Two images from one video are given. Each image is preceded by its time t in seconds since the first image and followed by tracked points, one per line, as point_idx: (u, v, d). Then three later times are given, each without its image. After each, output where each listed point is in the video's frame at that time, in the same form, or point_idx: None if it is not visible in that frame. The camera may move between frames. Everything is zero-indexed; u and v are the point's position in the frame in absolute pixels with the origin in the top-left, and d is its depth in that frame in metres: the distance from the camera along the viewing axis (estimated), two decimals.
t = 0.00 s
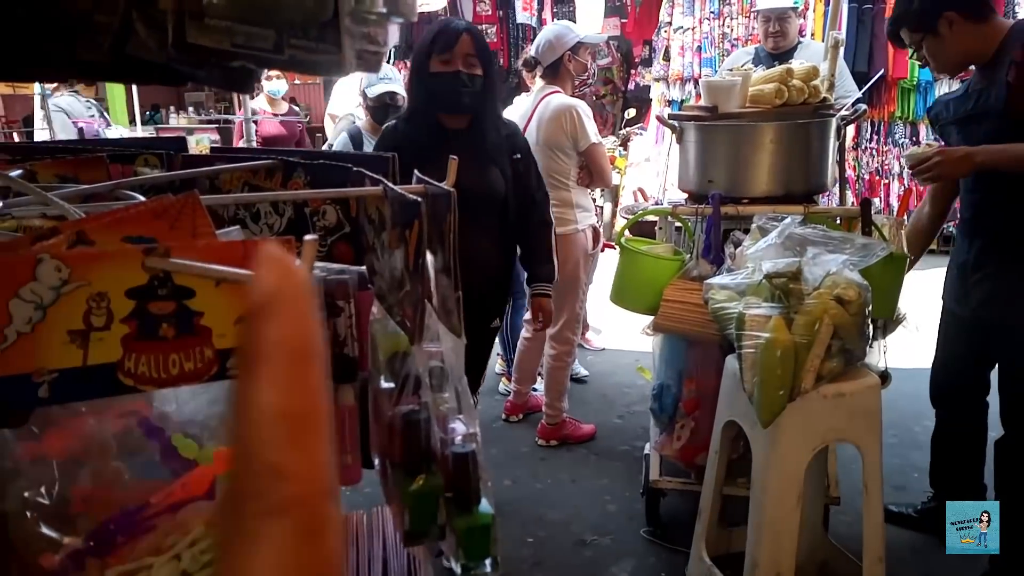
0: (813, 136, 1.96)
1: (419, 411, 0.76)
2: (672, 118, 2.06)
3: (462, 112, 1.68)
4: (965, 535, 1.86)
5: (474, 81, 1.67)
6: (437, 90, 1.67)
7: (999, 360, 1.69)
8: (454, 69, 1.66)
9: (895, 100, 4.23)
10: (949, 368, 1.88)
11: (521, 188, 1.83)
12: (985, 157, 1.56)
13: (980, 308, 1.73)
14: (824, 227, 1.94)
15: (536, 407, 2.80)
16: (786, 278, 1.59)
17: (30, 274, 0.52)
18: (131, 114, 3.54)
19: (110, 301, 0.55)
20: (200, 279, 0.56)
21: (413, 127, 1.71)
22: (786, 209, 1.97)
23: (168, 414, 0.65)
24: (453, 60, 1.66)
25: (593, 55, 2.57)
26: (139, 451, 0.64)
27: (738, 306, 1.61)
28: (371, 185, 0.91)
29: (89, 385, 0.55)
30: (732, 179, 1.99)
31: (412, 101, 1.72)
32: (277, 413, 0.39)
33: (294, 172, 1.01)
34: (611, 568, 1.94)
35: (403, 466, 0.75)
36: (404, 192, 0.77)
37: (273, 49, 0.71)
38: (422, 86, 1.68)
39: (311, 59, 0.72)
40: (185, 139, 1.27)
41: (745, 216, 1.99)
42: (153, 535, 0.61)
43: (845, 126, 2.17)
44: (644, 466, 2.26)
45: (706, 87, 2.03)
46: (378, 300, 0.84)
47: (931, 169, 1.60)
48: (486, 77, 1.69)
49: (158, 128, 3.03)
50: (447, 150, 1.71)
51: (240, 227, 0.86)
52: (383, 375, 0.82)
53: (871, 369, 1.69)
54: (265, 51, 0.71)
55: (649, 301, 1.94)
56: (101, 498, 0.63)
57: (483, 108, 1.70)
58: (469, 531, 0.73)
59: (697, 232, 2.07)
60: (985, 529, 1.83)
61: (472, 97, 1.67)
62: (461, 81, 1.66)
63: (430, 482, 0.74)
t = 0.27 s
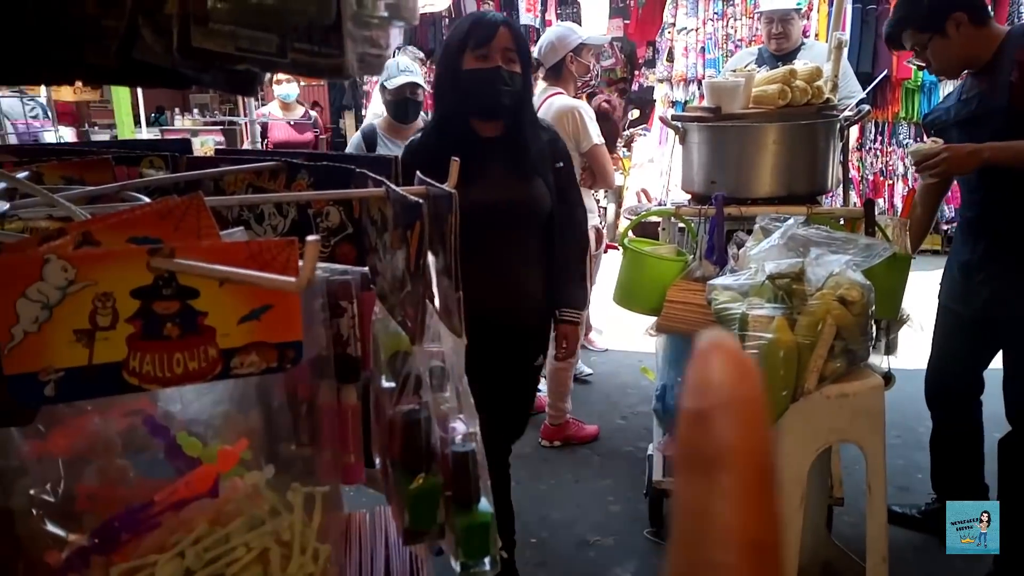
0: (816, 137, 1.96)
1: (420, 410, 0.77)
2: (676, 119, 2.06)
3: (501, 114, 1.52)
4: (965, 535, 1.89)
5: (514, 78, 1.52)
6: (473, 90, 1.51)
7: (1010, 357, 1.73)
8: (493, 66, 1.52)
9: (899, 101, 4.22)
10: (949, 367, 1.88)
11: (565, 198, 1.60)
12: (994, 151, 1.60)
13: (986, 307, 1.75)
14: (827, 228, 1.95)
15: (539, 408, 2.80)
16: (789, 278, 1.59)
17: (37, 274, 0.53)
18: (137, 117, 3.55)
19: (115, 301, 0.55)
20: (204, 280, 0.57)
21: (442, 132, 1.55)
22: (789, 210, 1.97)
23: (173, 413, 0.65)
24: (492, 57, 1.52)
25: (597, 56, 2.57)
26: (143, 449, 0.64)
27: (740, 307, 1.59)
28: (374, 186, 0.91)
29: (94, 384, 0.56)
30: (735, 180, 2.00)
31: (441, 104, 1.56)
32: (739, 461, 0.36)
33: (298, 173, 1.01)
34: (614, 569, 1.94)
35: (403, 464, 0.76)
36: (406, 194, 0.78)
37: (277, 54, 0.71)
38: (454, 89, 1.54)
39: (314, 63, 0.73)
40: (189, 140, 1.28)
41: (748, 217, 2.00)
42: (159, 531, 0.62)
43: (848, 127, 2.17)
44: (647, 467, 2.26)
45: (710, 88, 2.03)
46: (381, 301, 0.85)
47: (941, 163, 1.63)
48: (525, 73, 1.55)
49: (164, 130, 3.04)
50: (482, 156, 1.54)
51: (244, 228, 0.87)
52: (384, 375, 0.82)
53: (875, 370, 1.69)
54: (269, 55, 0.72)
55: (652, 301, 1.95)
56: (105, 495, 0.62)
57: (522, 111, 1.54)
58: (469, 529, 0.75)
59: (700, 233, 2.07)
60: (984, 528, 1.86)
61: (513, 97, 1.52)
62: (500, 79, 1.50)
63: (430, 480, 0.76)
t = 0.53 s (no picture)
0: (815, 137, 1.96)
1: (417, 408, 0.77)
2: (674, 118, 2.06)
3: (559, 105, 1.47)
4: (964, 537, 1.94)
5: (576, 63, 1.46)
6: (535, 78, 1.44)
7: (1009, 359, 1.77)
8: (555, 49, 1.45)
9: (899, 101, 4.23)
10: (949, 365, 1.90)
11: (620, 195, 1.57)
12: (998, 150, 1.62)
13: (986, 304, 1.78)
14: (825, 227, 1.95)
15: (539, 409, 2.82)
16: (788, 278, 1.58)
17: (34, 273, 0.54)
18: (136, 117, 3.56)
19: (112, 300, 0.56)
20: (200, 278, 0.57)
21: (491, 135, 1.49)
22: (788, 210, 1.99)
23: (170, 410, 0.66)
24: (551, 41, 1.46)
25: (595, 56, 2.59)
26: (140, 447, 0.65)
27: (739, 306, 1.61)
28: (371, 185, 0.92)
29: (90, 382, 0.56)
30: (734, 179, 2.00)
31: (490, 96, 1.51)
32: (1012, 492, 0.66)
33: (295, 173, 1.02)
34: (614, 567, 1.95)
35: (400, 462, 0.76)
36: (402, 193, 0.78)
37: (270, 53, 0.70)
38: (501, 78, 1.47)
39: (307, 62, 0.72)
40: (187, 141, 1.28)
41: (747, 216, 2.01)
42: (157, 528, 0.62)
43: (847, 126, 2.18)
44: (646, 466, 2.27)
45: (708, 87, 2.03)
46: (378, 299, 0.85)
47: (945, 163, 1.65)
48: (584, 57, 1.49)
49: (163, 131, 3.05)
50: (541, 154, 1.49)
51: (240, 228, 0.87)
52: (381, 373, 0.82)
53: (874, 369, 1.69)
54: (262, 55, 0.70)
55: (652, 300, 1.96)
56: (103, 493, 0.62)
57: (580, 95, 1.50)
58: (466, 526, 0.75)
59: (699, 232, 2.08)
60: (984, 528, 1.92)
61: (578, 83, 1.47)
62: (563, 65, 1.44)
63: (428, 478, 0.75)
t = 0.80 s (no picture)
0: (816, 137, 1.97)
1: (413, 412, 0.77)
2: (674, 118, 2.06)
3: (661, 115, 1.24)
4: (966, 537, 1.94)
5: (682, 64, 1.24)
6: (638, 86, 1.21)
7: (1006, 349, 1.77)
8: (658, 50, 1.22)
9: (900, 100, 4.21)
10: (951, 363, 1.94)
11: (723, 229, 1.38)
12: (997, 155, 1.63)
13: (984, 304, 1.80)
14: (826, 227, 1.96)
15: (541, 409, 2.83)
16: (788, 278, 1.59)
17: (32, 280, 0.54)
18: (136, 119, 3.56)
19: (109, 306, 0.56)
20: (196, 284, 0.58)
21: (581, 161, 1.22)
22: (788, 210, 1.99)
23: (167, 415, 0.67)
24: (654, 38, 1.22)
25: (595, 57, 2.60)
26: (139, 451, 0.65)
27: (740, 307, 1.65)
28: (368, 190, 0.92)
29: (87, 388, 0.57)
30: (734, 180, 2.00)
31: (578, 110, 1.25)
32: (680, 445, 0.43)
33: (293, 177, 1.02)
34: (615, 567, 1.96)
35: (398, 465, 0.77)
36: (398, 198, 0.79)
37: (264, 62, 0.73)
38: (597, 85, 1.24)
39: (303, 71, 0.73)
40: (187, 144, 1.29)
41: (747, 216, 2.01)
42: (153, 533, 0.63)
43: (846, 127, 2.18)
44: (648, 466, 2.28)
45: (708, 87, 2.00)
46: (374, 304, 0.86)
47: (943, 166, 1.65)
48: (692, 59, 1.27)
49: (163, 133, 3.05)
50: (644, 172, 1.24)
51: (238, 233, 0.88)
52: (378, 377, 0.84)
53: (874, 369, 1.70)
54: (257, 64, 0.73)
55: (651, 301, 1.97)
56: (100, 497, 0.63)
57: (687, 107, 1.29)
58: (464, 533, 0.74)
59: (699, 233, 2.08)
60: (984, 528, 1.93)
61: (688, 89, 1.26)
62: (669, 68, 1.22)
63: (424, 482, 0.76)
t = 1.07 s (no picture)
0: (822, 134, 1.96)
1: (418, 407, 0.77)
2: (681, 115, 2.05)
3: (796, 93, 1.06)
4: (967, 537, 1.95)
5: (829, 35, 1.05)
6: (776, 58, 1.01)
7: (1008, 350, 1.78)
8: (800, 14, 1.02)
9: (908, 96, 4.20)
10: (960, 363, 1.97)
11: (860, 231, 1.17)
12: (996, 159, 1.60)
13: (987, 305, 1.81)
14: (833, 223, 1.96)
15: (546, 405, 2.84)
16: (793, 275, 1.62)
17: (41, 276, 0.55)
18: (144, 116, 3.58)
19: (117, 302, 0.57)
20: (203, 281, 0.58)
21: (704, 160, 0.99)
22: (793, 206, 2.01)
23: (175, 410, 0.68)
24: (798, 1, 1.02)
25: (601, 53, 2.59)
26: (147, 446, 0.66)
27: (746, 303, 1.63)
28: (374, 187, 0.93)
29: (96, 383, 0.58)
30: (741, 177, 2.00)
31: (695, 85, 1.04)
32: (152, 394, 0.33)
33: (299, 173, 1.02)
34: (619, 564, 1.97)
35: (402, 459, 0.77)
36: (402, 195, 0.80)
37: (269, 60, 0.72)
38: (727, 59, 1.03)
39: (307, 69, 0.73)
40: (193, 141, 1.30)
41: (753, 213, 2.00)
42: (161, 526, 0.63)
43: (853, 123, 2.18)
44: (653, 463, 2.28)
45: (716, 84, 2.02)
46: (380, 299, 0.87)
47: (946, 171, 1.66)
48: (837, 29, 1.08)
49: (171, 129, 3.07)
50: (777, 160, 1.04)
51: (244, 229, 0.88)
52: (384, 373, 0.84)
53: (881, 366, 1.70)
54: (262, 62, 0.72)
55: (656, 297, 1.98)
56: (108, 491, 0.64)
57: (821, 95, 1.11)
58: (467, 525, 0.75)
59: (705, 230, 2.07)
60: (986, 528, 1.95)
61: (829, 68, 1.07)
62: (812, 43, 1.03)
63: (429, 478, 0.76)
